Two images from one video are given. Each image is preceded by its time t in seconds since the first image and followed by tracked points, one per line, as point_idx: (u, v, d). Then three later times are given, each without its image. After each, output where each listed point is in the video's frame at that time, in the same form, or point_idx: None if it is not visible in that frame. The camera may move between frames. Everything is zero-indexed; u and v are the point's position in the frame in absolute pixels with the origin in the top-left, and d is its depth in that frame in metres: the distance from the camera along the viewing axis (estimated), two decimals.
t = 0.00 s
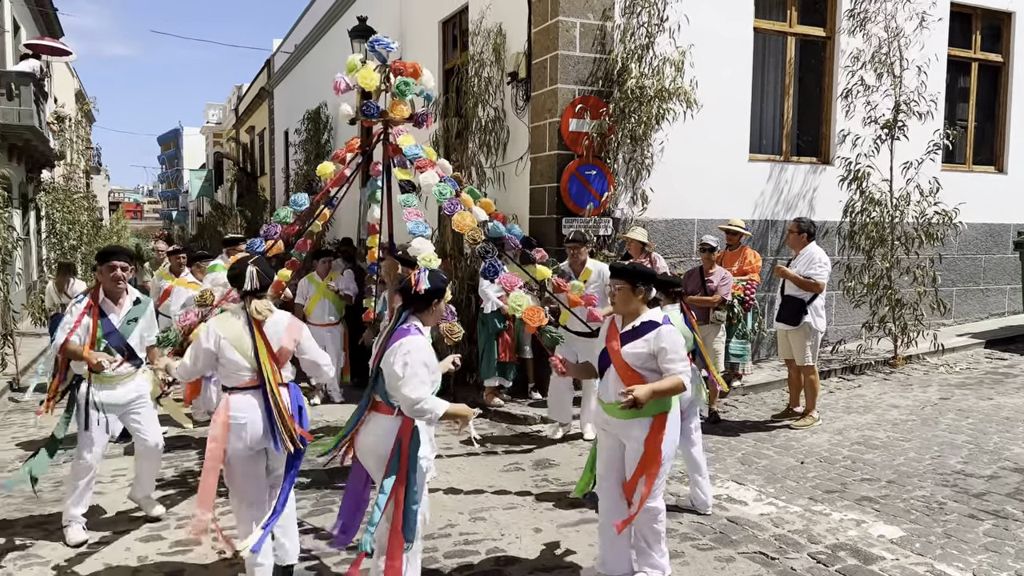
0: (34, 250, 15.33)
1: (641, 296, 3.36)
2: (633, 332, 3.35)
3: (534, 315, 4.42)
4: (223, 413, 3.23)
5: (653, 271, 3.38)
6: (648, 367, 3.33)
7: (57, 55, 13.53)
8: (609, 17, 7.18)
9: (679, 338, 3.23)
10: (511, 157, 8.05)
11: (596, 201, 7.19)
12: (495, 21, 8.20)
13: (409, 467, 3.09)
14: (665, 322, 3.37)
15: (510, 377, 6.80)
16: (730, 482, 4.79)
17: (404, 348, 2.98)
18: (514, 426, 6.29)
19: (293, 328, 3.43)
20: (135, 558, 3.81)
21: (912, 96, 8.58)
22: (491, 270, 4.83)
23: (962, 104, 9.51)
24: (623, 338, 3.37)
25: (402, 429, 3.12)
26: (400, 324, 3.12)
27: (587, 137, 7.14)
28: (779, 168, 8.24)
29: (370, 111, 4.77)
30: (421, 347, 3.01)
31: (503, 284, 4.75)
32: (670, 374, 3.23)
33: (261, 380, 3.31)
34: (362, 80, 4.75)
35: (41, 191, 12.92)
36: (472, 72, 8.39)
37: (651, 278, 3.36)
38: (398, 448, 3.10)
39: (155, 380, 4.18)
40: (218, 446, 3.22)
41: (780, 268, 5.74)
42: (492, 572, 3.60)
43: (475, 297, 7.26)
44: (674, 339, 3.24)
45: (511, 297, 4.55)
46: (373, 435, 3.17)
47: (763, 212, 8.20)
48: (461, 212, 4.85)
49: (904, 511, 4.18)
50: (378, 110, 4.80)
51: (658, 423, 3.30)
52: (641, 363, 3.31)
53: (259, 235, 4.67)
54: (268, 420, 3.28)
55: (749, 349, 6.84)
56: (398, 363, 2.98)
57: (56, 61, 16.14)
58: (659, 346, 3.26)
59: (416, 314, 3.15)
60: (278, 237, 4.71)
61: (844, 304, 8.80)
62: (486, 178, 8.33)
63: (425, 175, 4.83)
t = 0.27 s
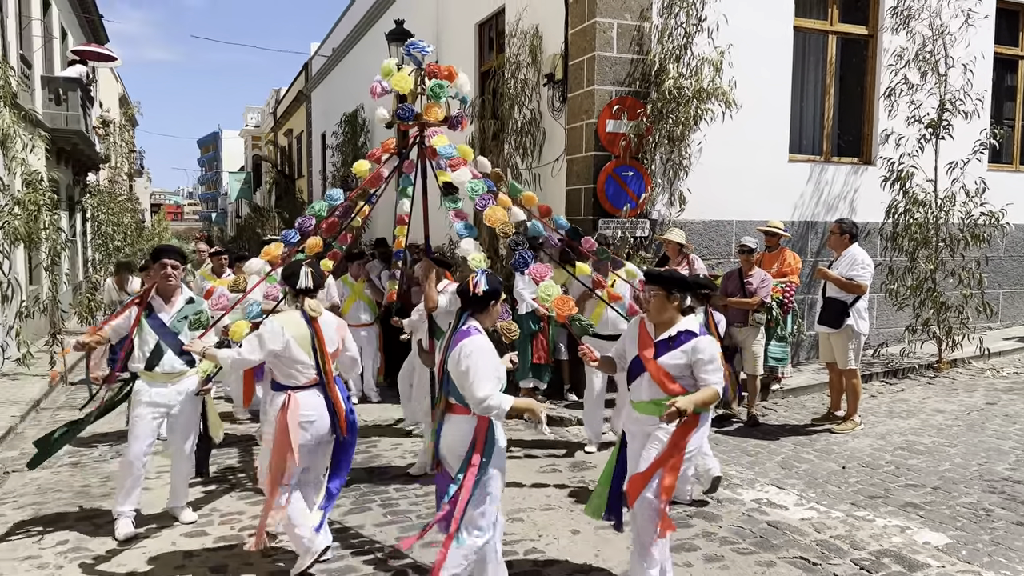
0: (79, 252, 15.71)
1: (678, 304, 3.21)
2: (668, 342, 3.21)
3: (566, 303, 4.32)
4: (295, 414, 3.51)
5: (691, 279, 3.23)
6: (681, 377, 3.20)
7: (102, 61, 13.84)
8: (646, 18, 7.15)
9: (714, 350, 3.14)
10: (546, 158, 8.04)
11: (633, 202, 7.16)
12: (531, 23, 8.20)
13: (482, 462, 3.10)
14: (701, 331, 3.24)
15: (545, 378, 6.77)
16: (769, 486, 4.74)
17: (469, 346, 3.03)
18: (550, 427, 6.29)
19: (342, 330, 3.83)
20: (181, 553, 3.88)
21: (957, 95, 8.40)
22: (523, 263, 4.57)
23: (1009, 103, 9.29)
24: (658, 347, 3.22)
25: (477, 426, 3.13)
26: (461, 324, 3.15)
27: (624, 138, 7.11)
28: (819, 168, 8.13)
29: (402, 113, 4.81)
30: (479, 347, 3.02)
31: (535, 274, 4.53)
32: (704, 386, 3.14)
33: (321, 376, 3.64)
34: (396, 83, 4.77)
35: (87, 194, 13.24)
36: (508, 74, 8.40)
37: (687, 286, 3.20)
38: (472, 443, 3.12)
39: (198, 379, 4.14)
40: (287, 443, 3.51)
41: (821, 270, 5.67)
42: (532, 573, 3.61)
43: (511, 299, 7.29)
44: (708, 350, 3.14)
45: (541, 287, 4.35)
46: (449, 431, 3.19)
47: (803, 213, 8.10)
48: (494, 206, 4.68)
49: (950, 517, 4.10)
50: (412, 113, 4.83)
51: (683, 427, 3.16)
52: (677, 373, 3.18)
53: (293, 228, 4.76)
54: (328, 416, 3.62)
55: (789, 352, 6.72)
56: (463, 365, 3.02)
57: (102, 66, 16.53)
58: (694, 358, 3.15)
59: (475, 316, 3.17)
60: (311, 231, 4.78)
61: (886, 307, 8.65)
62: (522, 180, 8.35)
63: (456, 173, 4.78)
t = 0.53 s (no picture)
0: (117, 252, 16.02)
1: (703, 302, 3.18)
2: (691, 339, 3.18)
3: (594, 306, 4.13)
4: (330, 406, 3.61)
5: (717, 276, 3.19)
6: (704, 376, 3.16)
7: (139, 64, 14.10)
8: (678, 17, 7.10)
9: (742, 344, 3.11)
10: (577, 159, 8.02)
11: (665, 202, 7.13)
12: (562, 23, 8.19)
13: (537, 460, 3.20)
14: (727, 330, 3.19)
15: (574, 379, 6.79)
16: (803, 490, 4.68)
17: (519, 337, 3.11)
18: (580, 428, 6.29)
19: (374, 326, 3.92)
20: (217, 548, 3.94)
21: (997, 93, 8.23)
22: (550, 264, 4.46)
23: None
24: (681, 344, 3.20)
25: (529, 421, 3.21)
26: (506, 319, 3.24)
27: (656, 138, 7.06)
28: (854, 168, 8.01)
29: (430, 116, 4.86)
30: (527, 339, 3.11)
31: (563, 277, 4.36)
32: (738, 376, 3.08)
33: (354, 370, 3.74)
34: (423, 85, 4.79)
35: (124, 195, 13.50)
36: (539, 74, 8.41)
37: (712, 284, 3.17)
38: (527, 440, 3.20)
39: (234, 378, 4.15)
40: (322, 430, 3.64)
41: (857, 271, 5.59)
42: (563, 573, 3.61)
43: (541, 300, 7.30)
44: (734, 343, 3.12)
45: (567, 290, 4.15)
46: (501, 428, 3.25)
47: (838, 214, 7.99)
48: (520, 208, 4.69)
49: (989, 524, 4.02)
50: (439, 115, 4.88)
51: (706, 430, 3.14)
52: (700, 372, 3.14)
53: (325, 222, 4.74)
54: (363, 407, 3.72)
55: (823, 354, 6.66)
56: (513, 356, 3.11)
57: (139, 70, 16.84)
58: (717, 356, 3.10)
59: (521, 309, 3.25)
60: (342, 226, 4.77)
61: (923, 309, 8.51)
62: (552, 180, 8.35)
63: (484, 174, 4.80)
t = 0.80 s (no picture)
0: (147, 251, 16.26)
1: (728, 304, 3.16)
2: (715, 339, 3.14)
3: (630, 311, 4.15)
4: (342, 407, 3.62)
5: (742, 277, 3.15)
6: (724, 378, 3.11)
7: (170, 66, 14.29)
8: (705, 16, 7.05)
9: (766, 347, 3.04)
10: (602, 158, 8.00)
11: (691, 202, 7.08)
12: (588, 23, 8.17)
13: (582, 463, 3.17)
14: (752, 331, 3.13)
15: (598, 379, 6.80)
16: (831, 492, 4.63)
17: (563, 338, 3.09)
18: (605, 429, 6.27)
19: (393, 327, 3.91)
20: (245, 544, 3.98)
21: None
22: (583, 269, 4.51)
23: None
24: (704, 343, 3.17)
25: (573, 423, 3.20)
26: (541, 321, 3.21)
27: (682, 137, 7.02)
28: (884, 167, 7.90)
29: (455, 116, 4.88)
30: (571, 339, 3.09)
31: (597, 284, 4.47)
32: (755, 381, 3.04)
33: (368, 371, 3.75)
34: (447, 85, 4.79)
35: (155, 195, 13.69)
36: (564, 74, 8.39)
37: (735, 285, 3.13)
38: (572, 441, 3.17)
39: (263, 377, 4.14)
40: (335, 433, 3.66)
41: (888, 272, 5.51)
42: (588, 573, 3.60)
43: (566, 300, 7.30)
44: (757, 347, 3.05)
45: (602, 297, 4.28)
46: (545, 433, 3.20)
47: (868, 213, 7.89)
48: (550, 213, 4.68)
49: None
50: (463, 115, 4.90)
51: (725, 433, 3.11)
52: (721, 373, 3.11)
53: (348, 225, 4.73)
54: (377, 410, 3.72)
55: (851, 354, 6.59)
56: (554, 359, 3.08)
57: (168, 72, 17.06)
58: (737, 357, 3.05)
59: (556, 311, 3.23)
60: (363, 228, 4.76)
61: (955, 310, 8.37)
62: (577, 180, 8.34)
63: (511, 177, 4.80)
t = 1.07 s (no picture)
0: (169, 252, 16.43)
1: (738, 302, 3.14)
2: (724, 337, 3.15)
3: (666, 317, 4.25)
4: (322, 408, 3.54)
5: (752, 277, 3.10)
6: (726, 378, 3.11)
7: (192, 68, 14.44)
8: (726, 15, 7.00)
9: (753, 353, 2.97)
10: (622, 158, 7.97)
11: (711, 202, 7.04)
12: (607, 23, 8.15)
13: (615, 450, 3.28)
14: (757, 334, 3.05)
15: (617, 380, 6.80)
16: (853, 495, 4.58)
17: (597, 335, 3.14)
18: (624, 430, 6.25)
19: (383, 326, 3.66)
20: (265, 542, 4.02)
21: None
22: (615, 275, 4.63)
23: None
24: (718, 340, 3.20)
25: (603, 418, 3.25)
26: (564, 318, 3.20)
27: (702, 137, 6.98)
28: (908, 167, 7.81)
29: (476, 116, 4.89)
30: (603, 337, 3.15)
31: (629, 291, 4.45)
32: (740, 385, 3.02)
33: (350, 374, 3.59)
34: (469, 86, 4.80)
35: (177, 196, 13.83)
36: (584, 74, 8.38)
37: (747, 286, 3.10)
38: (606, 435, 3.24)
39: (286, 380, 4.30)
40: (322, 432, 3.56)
41: (911, 272, 5.45)
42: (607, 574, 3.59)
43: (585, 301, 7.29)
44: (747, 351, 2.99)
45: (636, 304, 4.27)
46: (586, 431, 3.18)
47: (891, 213, 7.80)
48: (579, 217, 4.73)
49: None
50: (484, 115, 4.90)
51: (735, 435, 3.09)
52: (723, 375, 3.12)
53: (359, 235, 4.77)
54: (364, 414, 3.57)
55: (874, 358, 6.53)
56: (596, 355, 3.12)
57: (190, 74, 17.23)
58: (729, 358, 3.05)
59: (577, 309, 3.24)
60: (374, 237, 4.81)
61: (980, 311, 8.26)
62: (596, 180, 8.32)
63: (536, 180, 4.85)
